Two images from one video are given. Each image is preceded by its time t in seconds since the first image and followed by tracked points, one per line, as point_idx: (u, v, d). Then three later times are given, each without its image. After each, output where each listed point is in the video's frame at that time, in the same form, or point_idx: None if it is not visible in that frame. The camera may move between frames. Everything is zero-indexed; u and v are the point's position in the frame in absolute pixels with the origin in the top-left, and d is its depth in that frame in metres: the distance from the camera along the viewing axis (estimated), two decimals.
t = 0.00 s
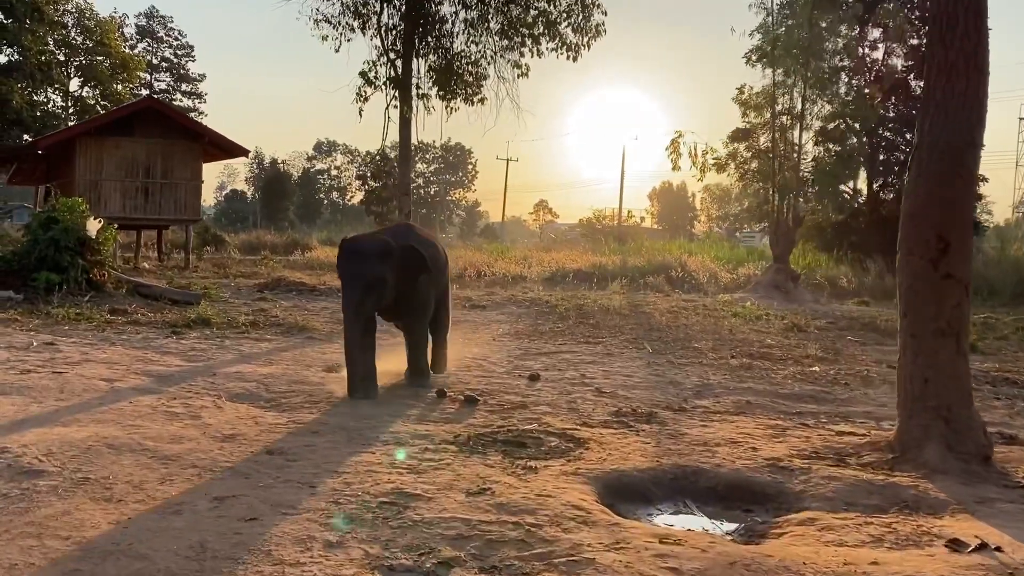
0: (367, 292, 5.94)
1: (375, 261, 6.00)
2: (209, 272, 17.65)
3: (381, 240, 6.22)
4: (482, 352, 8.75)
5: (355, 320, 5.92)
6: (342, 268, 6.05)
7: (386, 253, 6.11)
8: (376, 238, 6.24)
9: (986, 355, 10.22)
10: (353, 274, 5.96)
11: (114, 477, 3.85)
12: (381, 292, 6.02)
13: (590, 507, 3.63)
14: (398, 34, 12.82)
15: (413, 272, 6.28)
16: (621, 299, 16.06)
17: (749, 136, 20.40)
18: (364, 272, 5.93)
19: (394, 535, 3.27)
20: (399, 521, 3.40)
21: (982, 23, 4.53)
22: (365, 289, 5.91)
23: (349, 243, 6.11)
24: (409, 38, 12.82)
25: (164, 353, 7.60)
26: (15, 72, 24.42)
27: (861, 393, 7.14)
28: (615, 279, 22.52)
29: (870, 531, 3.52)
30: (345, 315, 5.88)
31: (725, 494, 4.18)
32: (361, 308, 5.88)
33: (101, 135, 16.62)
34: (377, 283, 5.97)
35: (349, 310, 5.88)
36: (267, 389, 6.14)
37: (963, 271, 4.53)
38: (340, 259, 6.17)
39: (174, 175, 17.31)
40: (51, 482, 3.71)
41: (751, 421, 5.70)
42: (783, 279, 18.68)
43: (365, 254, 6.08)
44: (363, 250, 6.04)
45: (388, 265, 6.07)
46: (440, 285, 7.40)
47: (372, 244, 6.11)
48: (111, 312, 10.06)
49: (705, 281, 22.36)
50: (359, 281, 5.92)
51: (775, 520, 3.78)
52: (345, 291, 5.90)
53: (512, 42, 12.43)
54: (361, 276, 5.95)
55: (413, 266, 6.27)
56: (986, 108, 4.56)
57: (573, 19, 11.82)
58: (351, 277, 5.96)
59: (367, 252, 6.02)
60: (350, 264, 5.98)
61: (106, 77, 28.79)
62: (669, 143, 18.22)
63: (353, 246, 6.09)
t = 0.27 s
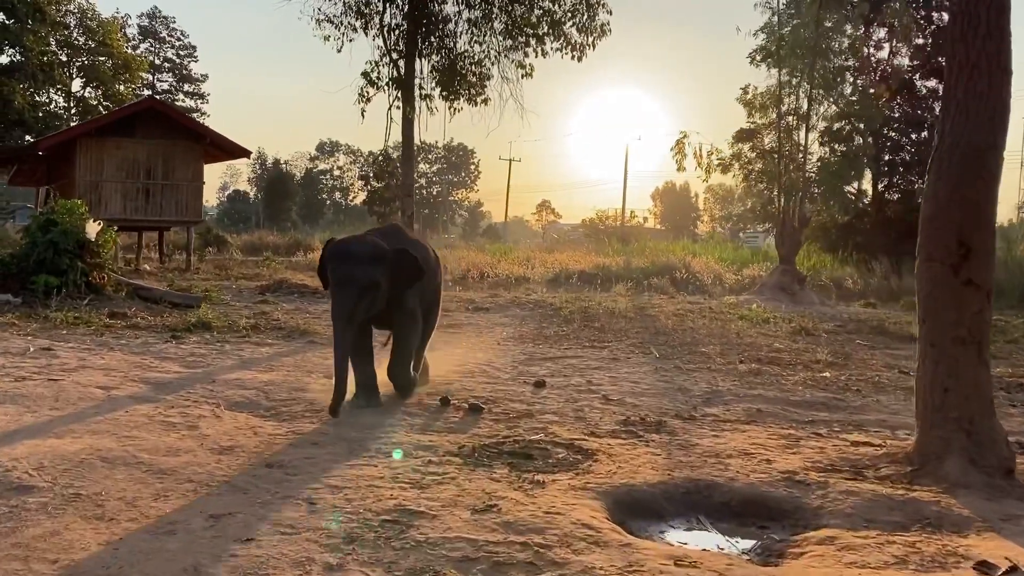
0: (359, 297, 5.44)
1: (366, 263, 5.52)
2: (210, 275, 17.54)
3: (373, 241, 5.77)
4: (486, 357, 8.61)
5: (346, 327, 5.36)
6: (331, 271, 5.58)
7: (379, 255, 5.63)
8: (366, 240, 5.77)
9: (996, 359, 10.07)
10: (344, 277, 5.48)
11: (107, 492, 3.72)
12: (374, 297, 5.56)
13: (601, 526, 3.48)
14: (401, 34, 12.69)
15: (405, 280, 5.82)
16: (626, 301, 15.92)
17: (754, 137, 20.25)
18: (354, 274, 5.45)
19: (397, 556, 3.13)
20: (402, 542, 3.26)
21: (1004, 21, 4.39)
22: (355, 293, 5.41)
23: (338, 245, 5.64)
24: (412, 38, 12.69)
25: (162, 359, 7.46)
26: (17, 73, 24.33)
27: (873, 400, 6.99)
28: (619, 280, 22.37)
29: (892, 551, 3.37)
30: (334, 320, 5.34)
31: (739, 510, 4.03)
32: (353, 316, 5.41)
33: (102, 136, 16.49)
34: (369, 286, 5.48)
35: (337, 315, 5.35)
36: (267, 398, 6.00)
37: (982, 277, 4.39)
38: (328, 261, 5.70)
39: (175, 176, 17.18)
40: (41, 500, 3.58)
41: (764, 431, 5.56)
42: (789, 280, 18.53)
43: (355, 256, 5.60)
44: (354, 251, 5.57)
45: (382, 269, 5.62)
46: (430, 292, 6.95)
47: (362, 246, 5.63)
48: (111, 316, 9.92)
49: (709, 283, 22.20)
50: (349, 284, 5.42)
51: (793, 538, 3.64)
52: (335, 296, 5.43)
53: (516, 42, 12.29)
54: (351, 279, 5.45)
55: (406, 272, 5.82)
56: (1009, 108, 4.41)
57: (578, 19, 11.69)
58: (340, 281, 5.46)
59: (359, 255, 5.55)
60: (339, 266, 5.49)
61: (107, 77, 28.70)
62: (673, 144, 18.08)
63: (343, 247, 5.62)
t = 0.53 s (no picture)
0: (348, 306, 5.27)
1: (355, 271, 5.34)
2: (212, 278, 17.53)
3: (363, 247, 5.58)
4: (487, 364, 8.57)
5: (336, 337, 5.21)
6: (318, 279, 5.40)
7: (369, 262, 5.45)
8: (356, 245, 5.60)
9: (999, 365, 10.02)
10: (331, 285, 5.30)
11: (103, 509, 3.69)
12: (365, 305, 5.39)
13: (600, 545, 3.45)
14: (402, 38, 12.66)
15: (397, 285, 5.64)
16: (627, 305, 15.88)
17: (757, 139, 20.22)
18: (343, 283, 5.28)
19: None
20: (399, 562, 3.23)
21: (1008, 33, 4.35)
22: (344, 302, 5.24)
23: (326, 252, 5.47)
24: (413, 42, 12.66)
25: (162, 367, 7.44)
26: (19, 75, 24.33)
27: (876, 409, 6.95)
28: (621, 283, 22.33)
29: (894, 571, 3.33)
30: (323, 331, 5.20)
31: (740, 527, 4.00)
32: (341, 324, 5.22)
33: (103, 139, 16.48)
34: (358, 295, 5.31)
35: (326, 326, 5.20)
36: (266, 407, 5.97)
37: (987, 291, 4.35)
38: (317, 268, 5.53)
39: (176, 179, 17.17)
40: (37, 517, 3.56)
41: (765, 442, 5.52)
42: (791, 283, 18.48)
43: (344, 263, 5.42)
44: (341, 258, 5.39)
45: (371, 276, 5.42)
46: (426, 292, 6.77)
47: (351, 253, 5.45)
48: (111, 321, 9.91)
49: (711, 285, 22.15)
50: (338, 293, 5.25)
51: (794, 557, 3.61)
52: (324, 306, 5.27)
53: (518, 46, 12.25)
54: (340, 288, 5.28)
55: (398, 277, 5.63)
56: (1013, 119, 4.37)
57: (579, 23, 11.65)
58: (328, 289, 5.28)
59: (347, 262, 5.37)
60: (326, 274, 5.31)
61: (110, 79, 28.72)
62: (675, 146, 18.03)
63: (330, 255, 5.44)
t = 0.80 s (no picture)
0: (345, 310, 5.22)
1: (351, 274, 5.28)
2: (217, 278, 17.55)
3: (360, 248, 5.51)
4: (492, 365, 8.58)
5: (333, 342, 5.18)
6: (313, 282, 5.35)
7: (366, 265, 5.38)
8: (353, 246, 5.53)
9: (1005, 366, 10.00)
10: (326, 289, 5.24)
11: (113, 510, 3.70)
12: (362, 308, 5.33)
13: (610, 547, 3.44)
14: (407, 38, 12.67)
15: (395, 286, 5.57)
16: (632, 305, 15.89)
17: (761, 139, 20.20)
18: (340, 287, 5.21)
19: None
20: (411, 563, 3.22)
21: (1018, 34, 4.34)
22: (341, 307, 5.19)
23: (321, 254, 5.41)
24: (418, 42, 12.67)
25: (169, 367, 7.45)
26: (24, 75, 24.37)
27: (883, 409, 6.94)
28: (625, 282, 22.32)
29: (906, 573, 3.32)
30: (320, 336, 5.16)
31: (750, 528, 4.00)
32: (337, 327, 5.17)
33: (108, 139, 16.51)
34: (355, 298, 5.25)
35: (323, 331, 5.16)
36: (274, 408, 5.98)
37: (997, 293, 4.35)
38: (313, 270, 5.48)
39: (181, 179, 17.19)
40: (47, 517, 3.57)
41: (774, 443, 5.52)
42: (796, 283, 18.47)
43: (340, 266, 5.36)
44: (335, 260, 5.33)
45: (367, 277, 5.36)
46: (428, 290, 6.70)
47: (347, 255, 5.39)
48: (117, 321, 9.92)
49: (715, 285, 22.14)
50: (334, 297, 5.20)
51: (804, 559, 3.61)
52: (319, 310, 5.22)
53: (523, 46, 12.25)
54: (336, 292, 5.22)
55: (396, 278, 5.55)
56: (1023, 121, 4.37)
57: (584, 23, 11.64)
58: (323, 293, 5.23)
59: (343, 265, 5.30)
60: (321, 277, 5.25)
61: (114, 79, 28.77)
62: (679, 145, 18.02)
63: (325, 256, 5.39)
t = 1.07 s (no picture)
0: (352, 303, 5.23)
1: (359, 268, 5.30)
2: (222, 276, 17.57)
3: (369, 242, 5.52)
4: (500, 363, 8.59)
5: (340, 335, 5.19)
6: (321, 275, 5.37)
7: (374, 258, 5.39)
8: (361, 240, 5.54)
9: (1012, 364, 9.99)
10: (333, 282, 5.26)
11: (130, 504, 3.72)
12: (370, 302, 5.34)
13: (626, 541, 3.46)
14: (413, 37, 12.69)
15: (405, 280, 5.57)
16: (637, 303, 15.90)
17: (766, 138, 20.19)
18: (347, 280, 5.23)
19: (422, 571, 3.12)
20: (428, 557, 3.24)
21: None
22: (348, 300, 5.20)
23: (329, 248, 5.43)
24: (424, 41, 12.68)
25: (178, 365, 7.47)
26: (29, 74, 24.40)
27: (892, 407, 6.94)
28: (629, 282, 22.32)
29: (922, 567, 3.34)
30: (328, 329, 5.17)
31: (763, 525, 4.01)
32: (344, 322, 5.19)
33: (114, 138, 16.54)
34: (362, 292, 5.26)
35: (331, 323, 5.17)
36: (285, 405, 6.00)
37: (1010, 289, 4.35)
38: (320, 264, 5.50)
39: (187, 178, 17.23)
40: (65, 511, 3.59)
41: (785, 440, 5.53)
42: (802, 283, 18.46)
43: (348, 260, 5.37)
44: (343, 254, 5.34)
45: (375, 272, 5.37)
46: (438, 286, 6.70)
47: (355, 248, 5.40)
48: (125, 319, 9.95)
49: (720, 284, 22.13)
50: (342, 291, 5.21)
51: (818, 554, 3.62)
52: (327, 303, 5.24)
53: (530, 45, 12.26)
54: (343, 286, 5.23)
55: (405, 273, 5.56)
56: None
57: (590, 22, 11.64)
58: (331, 286, 5.24)
59: (350, 258, 5.31)
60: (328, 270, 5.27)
61: (119, 78, 28.81)
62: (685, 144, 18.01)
63: (333, 250, 5.40)
